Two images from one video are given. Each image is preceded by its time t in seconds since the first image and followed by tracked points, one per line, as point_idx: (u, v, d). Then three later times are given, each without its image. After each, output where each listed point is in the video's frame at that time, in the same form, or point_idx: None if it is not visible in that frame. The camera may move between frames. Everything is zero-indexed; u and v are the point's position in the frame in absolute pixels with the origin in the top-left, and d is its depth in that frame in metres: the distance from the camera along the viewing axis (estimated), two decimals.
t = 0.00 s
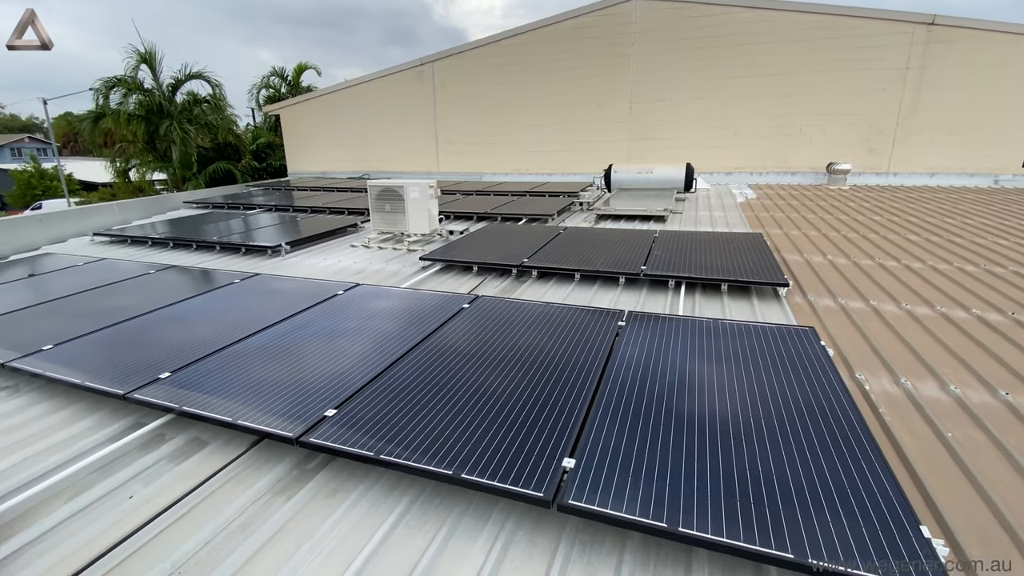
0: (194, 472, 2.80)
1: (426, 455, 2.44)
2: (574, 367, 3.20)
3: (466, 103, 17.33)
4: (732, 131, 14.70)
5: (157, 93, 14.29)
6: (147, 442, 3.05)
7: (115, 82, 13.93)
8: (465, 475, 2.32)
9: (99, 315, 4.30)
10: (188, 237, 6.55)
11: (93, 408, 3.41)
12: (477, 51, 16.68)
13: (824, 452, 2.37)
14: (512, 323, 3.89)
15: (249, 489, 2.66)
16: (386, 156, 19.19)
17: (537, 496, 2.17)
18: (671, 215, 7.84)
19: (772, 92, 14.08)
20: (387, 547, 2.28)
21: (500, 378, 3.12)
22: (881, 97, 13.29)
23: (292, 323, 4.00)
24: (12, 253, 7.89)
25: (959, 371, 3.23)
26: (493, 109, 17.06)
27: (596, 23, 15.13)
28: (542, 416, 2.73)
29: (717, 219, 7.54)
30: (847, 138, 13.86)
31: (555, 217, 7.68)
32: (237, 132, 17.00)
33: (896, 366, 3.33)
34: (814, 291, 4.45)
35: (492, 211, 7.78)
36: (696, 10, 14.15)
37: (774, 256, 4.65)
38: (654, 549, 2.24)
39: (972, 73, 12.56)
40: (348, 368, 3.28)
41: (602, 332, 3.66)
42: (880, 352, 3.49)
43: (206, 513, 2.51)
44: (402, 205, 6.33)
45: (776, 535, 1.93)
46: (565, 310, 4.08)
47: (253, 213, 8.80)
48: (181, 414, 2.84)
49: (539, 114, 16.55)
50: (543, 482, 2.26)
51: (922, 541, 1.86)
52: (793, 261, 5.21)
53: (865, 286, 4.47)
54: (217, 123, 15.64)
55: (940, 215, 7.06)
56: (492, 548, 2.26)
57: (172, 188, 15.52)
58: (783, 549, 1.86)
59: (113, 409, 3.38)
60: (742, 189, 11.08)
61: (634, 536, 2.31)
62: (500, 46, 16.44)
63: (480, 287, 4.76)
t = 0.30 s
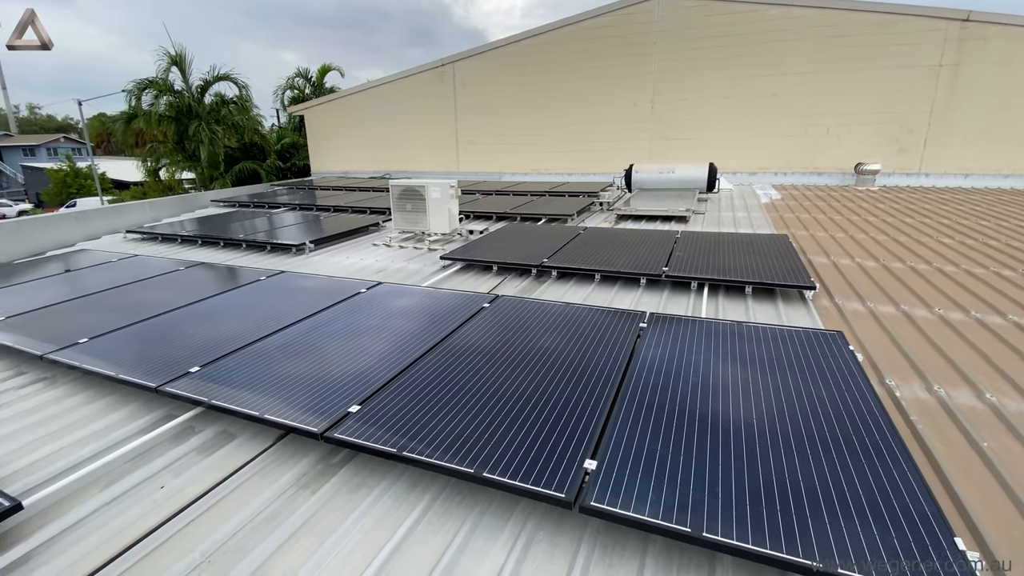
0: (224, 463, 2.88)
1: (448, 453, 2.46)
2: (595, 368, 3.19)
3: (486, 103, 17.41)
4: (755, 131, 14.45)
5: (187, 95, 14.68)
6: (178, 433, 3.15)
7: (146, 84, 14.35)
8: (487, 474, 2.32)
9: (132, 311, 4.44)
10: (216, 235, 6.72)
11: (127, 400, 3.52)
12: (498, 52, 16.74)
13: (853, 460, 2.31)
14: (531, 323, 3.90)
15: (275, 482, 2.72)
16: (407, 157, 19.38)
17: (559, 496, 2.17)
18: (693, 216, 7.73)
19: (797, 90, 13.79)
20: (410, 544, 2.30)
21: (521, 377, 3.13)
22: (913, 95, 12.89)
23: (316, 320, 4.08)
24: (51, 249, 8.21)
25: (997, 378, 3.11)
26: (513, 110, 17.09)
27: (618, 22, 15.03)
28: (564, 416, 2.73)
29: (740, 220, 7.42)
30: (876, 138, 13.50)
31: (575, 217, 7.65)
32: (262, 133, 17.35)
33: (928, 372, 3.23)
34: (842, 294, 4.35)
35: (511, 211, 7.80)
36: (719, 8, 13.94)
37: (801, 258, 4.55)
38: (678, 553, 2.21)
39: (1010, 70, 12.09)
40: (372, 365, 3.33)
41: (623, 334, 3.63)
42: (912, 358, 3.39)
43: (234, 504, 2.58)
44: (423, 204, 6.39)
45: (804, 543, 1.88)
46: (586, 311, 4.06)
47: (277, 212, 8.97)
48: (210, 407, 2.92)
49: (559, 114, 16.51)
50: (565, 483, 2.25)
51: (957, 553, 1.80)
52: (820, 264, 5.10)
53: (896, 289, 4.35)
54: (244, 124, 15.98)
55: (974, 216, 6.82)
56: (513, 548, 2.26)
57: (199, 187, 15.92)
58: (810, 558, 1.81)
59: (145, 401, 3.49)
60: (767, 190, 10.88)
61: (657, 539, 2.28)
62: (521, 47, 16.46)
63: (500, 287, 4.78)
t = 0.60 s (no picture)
0: (251, 457, 2.94)
1: (471, 452, 2.47)
2: (617, 370, 3.17)
3: (506, 103, 17.45)
4: (780, 130, 14.17)
5: (215, 96, 15.05)
6: (207, 427, 3.23)
7: (177, 85, 14.75)
8: (509, 474, 2.33)
9: (163, 306, 4.57)
10: (243, 233, 6.87)
11: (159, 393, 3.63)
12: (519, 52, 16.75)
13: (884, 470, 2.24)
14: (552, 323, 3.89)
15: (300, 477, 2.77)
16: (427, 157, 19.53)
17: (581, 498, 2.16)
18: (716, 217, 7.62)
19: (824, 89, 13.47)
20: (432, 542, 2.32)
21: (542, 378, 3.13)
22: (946, 94, 12.49)
23: (339, 318, 4.14)
24: (86, 246, 8.52)
25: None
26: (533, 110, 17.09)
27: (640, 21, 14.89)
28: (586, 418, 2.72)
29: (764, 221, 7.29)
30: (907, 137, 13.10)
31: (595, 217, 7.61)
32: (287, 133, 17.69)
33: (963, 381, 3.12)
34: (871, 299, 4.23)
35: (531, 211, 7.80)
36: (744, 6, 13.70)
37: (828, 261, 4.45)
38: (702, 558, 2.18)
39: None
40: (394, 363, 3.36)
41: (645, 336, 3.60)
42: (946, 365, 3.28)
43: (261, 497, 2.63)
44: (444, 204, 6.43)
45: (834, 553, 1.84)
46: (608, 312, 4.03)
47: (301, 211, 9.14)
48: (239, 402, 2.99)
49: (579, 113, 16.45)
50: (587, 486, 2.23)
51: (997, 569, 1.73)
52: (848, 267, 4.97)
53: (929, 294, 4.22)
54: (269, 124, 16.30)
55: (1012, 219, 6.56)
56: (535, 548, 2.27)
57: (226, 187, 16.31)
58: (841, 568, 1.77)
59: (175, 395, 3.59)
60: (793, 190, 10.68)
61: (681, 544, 2.26)
62: (541, 47, 16.44)
63: (520, 287, 4.78)
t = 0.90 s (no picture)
0: (277, 451, 3.01)
1: (493, 451, 2.49)
2: (639, 372, 3.15)
3: (526, 104, 17.45)
4: (806, 130, 13.87)
5: (242, 97, 15.40)
6: (236, 421, 3.32)
7: (206, 87, 15.14)
8: (530, 474, 2.33)
9: (194, 303, 4.70)
10: (269, 232, 7.03)
11: (190, 386, 3.74)
12: (540, 52, 16.74)
13: (917, 479, 2.18)
14: (572, 325, 3.89)
15: (326, 471, 2.83)
16: (447, 157, 19.66)
17: (604, 500, 2.15)
18: (740, 218, 7.50)
19: (853, 87, 13.13)
20: (454, 540, 2.34)
21: (563, 379, 3.12)
22: (982, 93, 12.05)
23: (363, 316, 4.21)
24: (119, 243, 8.82)
25: None
26: (553, 109, 17.05)
27: (663, 20, 14.73)
28: (608, 420, 2.71)
29: (790, 222, 7.15)
30: (941, 137, 12.67)
31: (615, 218, 7.57)
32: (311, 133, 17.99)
33: (999, 389, 3.02)
34: (903, 304, 4.11)
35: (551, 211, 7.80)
36: (771, 3, 13.43)
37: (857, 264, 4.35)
38: (727, 565, 2.15)
39: None
40: (417, 362, 3.40)
41: (667, 339, 3.57)
42: (981, 373, 3.18)
43: (288, 490, 2.70)
44: (465, 204, 6.47)
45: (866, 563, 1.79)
46: (629, 314, 4.01)
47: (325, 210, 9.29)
48: (266, 397, 3.06)
49: (600, 113, 16.35)
50: (609, 488, 2.22)
51: None
52: (878, 270, 4.84)
53: (963, 299, 4.09)
54: (294, 124, 16.59)
55: None
56: (557, 549, 2.27)
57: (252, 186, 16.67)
58: None
59: (205, 389, 3.69)
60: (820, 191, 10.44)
61: (705, 550, 2.23)
62: (562, 46, 16.39)
63: (541, 287, 4.79)
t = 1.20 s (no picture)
0: (304, 445, 3.08)
1: (516, 450, 2.50)
2: (662, 375, 3.12)
3: (547, 103, 17.44)
4: (834, 129, 13.55)
5: (269, 98, 15.73)
6: (264, 414, 3.40)
7: (235, 88, 15.52)
8: (554, 474, 2.33)
9: (224, 298, 4.83)
10: (295, 230, 7.17)
11: (220, 380, 3.84)
12: (562, 51, 16.70)
13: (954, 488, 2.11)
14: (595, 326, 3.87)
15: (352, 465, 2.88)
16: (468, 156, 19.78)
17: (628, 502, 2.13)
18: (766, 219, 7.37)
19: (884, 85, 12.78)
20: (478, 536, 2.35)
21: (585, 380, 3.11)
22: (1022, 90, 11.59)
23: (387, 314, 4.27)
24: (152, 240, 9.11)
25: None
26: (574, 109, 17.01)
27: (687, 19, 14.55)
28: (632, 422, 2.69)
29: (818, 224, 6.99)
30: (977, 136, 12.22)
31: (638, 218, 7.52)
32: (335, 133, 18.28)
33: None
34: (937, 308, 3.99)
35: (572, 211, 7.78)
36: None
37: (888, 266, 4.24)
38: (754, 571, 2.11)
39: None
40: (440, 359, 3.43)
41: (691, 341, 3.54)
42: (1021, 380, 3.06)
43: (316, 483, 2.75)
44: (486, 204, 6.50)
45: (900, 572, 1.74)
46: (652, 316, 3.98)
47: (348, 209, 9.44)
48: (294, 392, 3.12)
49: (621, 112, 16.24)
50: (634, 490, 2.21)
51: None
52: (911, 274, 4.71)
53: (1000, 304, 3.95)
54: (319, 125, 16.88)
55: None
56: (581, 549, 2.27)
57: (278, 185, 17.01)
58: None
59: (234, 382, 3.79)
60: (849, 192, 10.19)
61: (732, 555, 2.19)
62: (584, 46, 16.32)
63: (562, 287, 4.79)
